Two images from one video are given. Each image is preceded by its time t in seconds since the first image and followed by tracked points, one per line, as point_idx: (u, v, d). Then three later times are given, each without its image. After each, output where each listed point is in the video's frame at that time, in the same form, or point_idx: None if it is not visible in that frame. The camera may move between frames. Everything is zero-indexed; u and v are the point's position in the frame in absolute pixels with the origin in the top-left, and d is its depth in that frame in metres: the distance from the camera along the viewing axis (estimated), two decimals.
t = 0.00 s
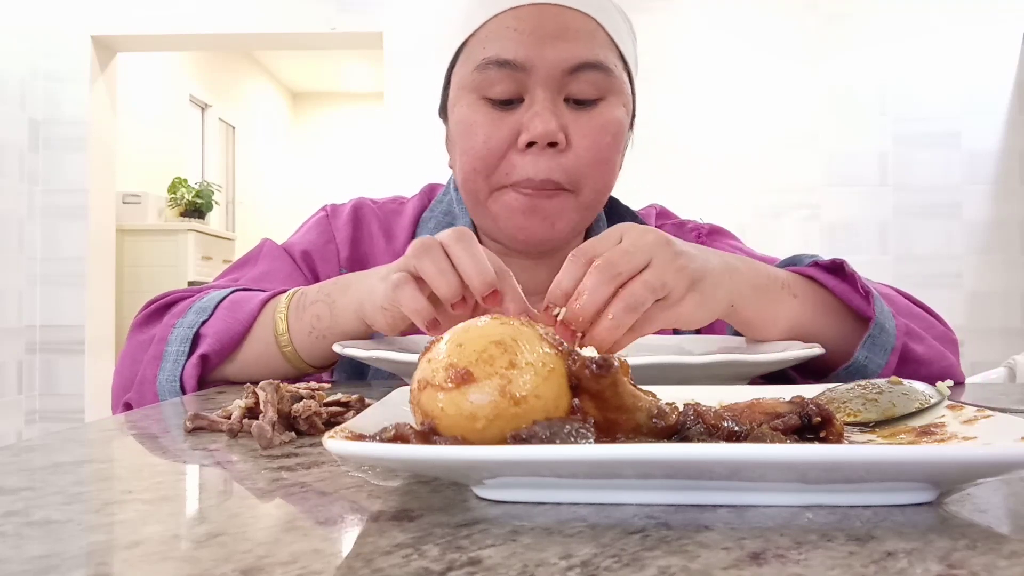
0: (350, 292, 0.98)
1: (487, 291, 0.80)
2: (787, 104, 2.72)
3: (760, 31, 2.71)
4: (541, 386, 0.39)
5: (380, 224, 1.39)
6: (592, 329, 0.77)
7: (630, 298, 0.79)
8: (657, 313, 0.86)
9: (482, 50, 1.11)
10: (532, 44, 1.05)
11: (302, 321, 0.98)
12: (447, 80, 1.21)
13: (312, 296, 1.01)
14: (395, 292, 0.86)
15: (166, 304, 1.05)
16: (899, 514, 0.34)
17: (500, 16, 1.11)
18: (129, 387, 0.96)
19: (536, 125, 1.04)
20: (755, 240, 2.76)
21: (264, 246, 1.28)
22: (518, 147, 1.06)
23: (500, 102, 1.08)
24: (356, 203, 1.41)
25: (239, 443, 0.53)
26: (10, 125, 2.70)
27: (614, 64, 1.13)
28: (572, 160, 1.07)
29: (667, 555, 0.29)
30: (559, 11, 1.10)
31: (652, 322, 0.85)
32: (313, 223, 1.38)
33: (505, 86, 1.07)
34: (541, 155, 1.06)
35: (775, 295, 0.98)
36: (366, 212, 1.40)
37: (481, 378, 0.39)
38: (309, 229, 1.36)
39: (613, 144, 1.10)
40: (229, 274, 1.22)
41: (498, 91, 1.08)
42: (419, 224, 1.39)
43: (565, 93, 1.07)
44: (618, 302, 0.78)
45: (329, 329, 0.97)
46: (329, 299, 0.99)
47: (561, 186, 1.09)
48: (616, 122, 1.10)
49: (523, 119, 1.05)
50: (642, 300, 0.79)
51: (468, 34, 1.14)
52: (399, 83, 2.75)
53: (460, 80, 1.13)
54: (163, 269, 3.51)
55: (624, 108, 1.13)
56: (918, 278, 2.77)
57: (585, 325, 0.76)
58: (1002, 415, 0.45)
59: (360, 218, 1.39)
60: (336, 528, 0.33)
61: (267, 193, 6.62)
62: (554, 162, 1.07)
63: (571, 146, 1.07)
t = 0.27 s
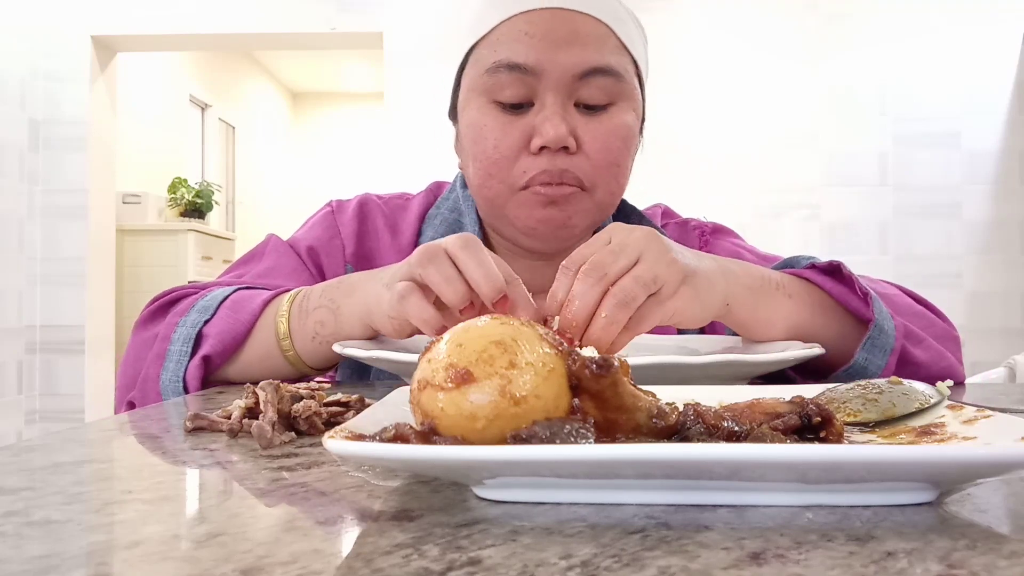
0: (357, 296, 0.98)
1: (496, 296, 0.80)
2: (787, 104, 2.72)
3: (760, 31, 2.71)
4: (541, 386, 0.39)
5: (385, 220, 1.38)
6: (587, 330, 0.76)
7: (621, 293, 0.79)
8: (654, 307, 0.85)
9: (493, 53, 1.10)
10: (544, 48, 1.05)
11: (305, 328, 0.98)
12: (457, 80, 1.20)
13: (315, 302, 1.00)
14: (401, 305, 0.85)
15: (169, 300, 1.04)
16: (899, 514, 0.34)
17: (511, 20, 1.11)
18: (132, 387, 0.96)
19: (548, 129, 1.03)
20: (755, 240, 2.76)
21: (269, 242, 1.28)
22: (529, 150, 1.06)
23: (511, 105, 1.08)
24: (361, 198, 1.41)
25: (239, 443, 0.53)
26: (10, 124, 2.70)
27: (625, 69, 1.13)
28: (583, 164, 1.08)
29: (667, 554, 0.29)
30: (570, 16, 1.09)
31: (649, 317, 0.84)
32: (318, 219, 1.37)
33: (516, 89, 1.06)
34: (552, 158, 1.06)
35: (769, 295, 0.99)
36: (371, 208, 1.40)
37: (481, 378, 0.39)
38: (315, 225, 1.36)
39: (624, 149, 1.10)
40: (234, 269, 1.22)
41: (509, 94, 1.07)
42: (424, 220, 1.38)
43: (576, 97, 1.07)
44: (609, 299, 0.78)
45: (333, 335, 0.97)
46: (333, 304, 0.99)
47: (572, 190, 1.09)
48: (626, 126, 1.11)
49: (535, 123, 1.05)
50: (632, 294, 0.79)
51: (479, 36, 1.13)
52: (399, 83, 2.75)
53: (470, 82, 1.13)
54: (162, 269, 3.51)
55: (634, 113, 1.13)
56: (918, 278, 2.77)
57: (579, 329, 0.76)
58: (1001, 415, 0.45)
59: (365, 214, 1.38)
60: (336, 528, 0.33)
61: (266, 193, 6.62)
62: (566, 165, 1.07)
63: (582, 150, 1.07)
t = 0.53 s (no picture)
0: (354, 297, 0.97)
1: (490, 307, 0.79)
2: (787, 104, 2.72)
3: (760, 31, 2.71)
4: (541, 386, 0.39)
5: (383, 220, 1.38)
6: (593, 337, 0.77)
7: (626, 303, 0.78)
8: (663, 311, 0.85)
9: (493, 53, 1.10)
10: (545, 49, 1.05)
11: (301, 327, 0.97)
12: (457, 81, 1.20)
13: (310, 303, 0.99)
14: (391, 311, 0.83)
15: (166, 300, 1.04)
16: (899, 514, 0.34)
17: (512, 20, 1.11)
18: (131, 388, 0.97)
19: (548, 130, 1.03)
20: (755, 240, 2.76)
21: (267, 242, 1.28)
22: (529, 151, 1.06)
23: (511, 106, 1.08)
24: (359, 199, 1.41)
25: (239, 442, 0.53)
26: (10, 124, 2.70)
27: (625, 70, 1.13)
28: (583, 165, 1.08)
29: (667, 555, 0.29)
30: (571, 16, 1.09)
31: (657, 322, 0.85)
32: (316, 220, 1.37)
33: (516, 89, 1.06)
34: (552, 159, 1.06)
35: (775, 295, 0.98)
36: (369, 208, 1.39)
37: (481, 378, 0.39)
38: (313, 225, 1.36)
39: (623, 150, 1.11)
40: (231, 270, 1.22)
41: (510, 95, 1.07)
42: (421, 220, 1.38)
43: (576, 98, 1.07)
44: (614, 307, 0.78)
45: (328, 337, 0.96)
46: (329, 305, 0.98)
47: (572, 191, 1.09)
48: (626, 128, 1.11)
49: (535, 123, 1.05)
50: (637, 305, 0.78)
51: (479, 36, 1.13)
52: (399, 83, 2.75)
53: (471, 82, 1.13)
54: (162, 269, 3.51)
55: (634, 114, 1.13)
56: (918, 278, 2.77)
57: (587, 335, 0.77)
58: (1001, 415, 0.45)
59: (364, 214, 1.39)
60: (336, 528, 0.33)
61: (266, 193, 6.62)
62: (565, 166, 1.07)
63: (582, 151, 1.07)
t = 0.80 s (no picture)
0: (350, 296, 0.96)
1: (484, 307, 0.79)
2: (787, 104, 2.72)
3: (760, 31, 2.71)
4: (541, 386, 0.39)
5: (383, 221, 1.38)
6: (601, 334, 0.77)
7: (632, 299, 0.78)
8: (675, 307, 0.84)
9: (495, 54, 1.10)
10: (546, 51, 1.05)
11: (297, 326, 0.96)
12: (458, 82, 1.20)
13: (305, 302, 0.99)
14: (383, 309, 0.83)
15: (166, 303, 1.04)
16: (899, 514, 0.34)
17: (513, 21, 1.11)
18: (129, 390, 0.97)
19: (550, 131, 1.03)
20: (754, 240, 2.76)
21: (266, 244, 1.28)
22: (531, 153, 1.06)
23: (513, 107, 1.08)
24: (359, 200, 1.41)
25: (239, 443, 0.53)
26: (10, 125, 2.70)
27: (626, 71, 1.13)
28: (585, 167, 1.08)
29: (666, 555, 0.29)
30: (572, 18, 1.09)
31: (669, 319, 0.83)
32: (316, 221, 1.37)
33: (518, 91, 1.06)
34: (554, 160, 1.06)
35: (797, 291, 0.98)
36: (368, 210, 1.39)
37: (481, 378, 0.39)
38: (313, 227, 1.36)
39: (625, 151, 1.11)
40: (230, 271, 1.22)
41: (512, 96, 1.07)
42: (420, 221, 1.38)
43: (578, 99, 1.07)
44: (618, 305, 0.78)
45: (323, 336, 0.96)
46: (324, 305, 0.97)
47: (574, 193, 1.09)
48: (628, 129, 1.10)
49: (537, 125, 1.05)
50: (639, 302, 0.78)
51: (480, 37, 1.13)
52: (399, 83, 2.75)
53: (472, 84, 1.13)
54: (163, 269, 3.51)
55: (635, 115, 1.13)
56: (918, 278, 2.77)
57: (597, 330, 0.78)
58: (1002, 415, 0.45)
59: (363, 216, 1.39)
60: (335, 528, 0.33)
61: (266, 193, 6.62)
62: (567, 168, 1.07)
63: (584, 152, 1.07)
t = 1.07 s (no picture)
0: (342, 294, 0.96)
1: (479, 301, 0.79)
2: (787, 104, 2.73)
3: (760, 31, 2.71)
4: (541, 386, 0.39)
5: (381, 222, 1.38)
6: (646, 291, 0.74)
7: (679, 258, 0.75)
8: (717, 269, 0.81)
9: (492, 55, 1.10)
10: (544, 51, 1.05)
11: (293, 324, 0.96)
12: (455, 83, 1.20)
13: (300, 300, 0.98)
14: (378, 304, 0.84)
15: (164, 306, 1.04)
16: (899, 514, 0.34)
17: (510, 22, 1.11)
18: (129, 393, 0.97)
19: (548, 132, 1.03)
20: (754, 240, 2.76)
21: (264, 247, 1.28)
22: (529, 154, 1.06)
23: (511, 108, 1.08)
24: (357, 202, 1.41)
25: (239, 443, 0.53)
26: (10, 125, 2.70)
27: (625, 71, 1.13)
28: (583, 167, 1.08)
29: (667, 555, 0.29)
30: (570, 18, 1.09)
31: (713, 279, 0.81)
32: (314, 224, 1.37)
33: (515, 91, 1.06)
34: (552, 161, 1.06)
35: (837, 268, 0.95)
36: (366, 212, 1.39)
37: (481, 378, 0.39)
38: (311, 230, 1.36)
39: (623, 152, 1.11)
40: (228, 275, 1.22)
41: (509, 97, 1.07)
42: (419, 223, 1.38)
43: (575, 100, 1.07)
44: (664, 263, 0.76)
45: (319, 333, 0.95)
46: (318, 303, 0.97)
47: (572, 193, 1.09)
48: (625, 129, 1.11)
49: (534, 126, 1.05)
50: (691, 255, 0.76)
51: (478, 38, 1.13)
52: (399, 83, 2.75)
53: (469, 84, 1.13)
54: (163, 269, 3.51)
55: (633, 116, 1.13)
56: (917, 278, 2.78)
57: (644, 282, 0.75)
58: (1002, 415, 0.45)
59: (361, 218, 1.38)
60: (335, 529, 0.33)
61: (266, 193, 6.62)
62: (565, 168, 1.07)
63: (582, 153, 1.07)
